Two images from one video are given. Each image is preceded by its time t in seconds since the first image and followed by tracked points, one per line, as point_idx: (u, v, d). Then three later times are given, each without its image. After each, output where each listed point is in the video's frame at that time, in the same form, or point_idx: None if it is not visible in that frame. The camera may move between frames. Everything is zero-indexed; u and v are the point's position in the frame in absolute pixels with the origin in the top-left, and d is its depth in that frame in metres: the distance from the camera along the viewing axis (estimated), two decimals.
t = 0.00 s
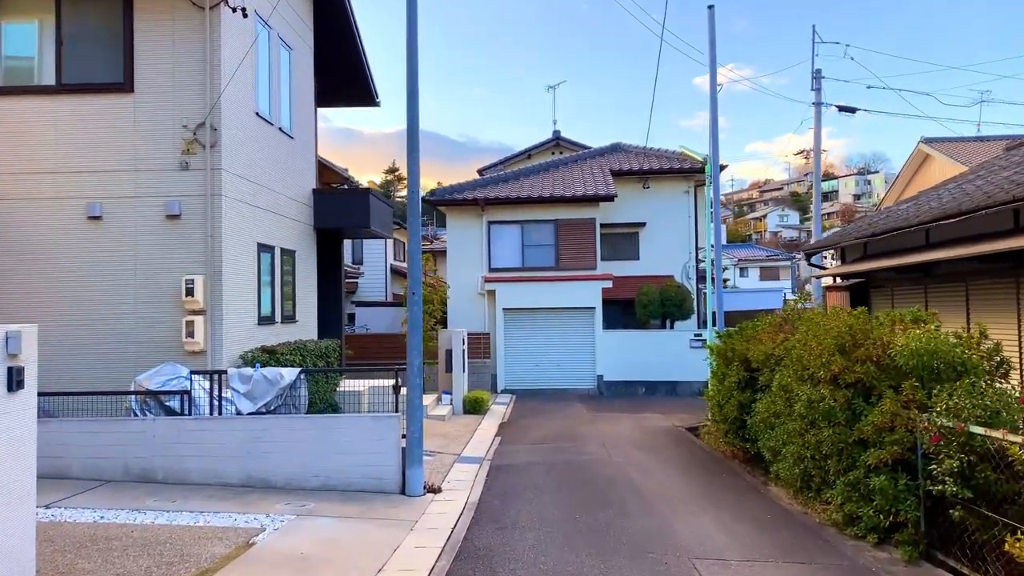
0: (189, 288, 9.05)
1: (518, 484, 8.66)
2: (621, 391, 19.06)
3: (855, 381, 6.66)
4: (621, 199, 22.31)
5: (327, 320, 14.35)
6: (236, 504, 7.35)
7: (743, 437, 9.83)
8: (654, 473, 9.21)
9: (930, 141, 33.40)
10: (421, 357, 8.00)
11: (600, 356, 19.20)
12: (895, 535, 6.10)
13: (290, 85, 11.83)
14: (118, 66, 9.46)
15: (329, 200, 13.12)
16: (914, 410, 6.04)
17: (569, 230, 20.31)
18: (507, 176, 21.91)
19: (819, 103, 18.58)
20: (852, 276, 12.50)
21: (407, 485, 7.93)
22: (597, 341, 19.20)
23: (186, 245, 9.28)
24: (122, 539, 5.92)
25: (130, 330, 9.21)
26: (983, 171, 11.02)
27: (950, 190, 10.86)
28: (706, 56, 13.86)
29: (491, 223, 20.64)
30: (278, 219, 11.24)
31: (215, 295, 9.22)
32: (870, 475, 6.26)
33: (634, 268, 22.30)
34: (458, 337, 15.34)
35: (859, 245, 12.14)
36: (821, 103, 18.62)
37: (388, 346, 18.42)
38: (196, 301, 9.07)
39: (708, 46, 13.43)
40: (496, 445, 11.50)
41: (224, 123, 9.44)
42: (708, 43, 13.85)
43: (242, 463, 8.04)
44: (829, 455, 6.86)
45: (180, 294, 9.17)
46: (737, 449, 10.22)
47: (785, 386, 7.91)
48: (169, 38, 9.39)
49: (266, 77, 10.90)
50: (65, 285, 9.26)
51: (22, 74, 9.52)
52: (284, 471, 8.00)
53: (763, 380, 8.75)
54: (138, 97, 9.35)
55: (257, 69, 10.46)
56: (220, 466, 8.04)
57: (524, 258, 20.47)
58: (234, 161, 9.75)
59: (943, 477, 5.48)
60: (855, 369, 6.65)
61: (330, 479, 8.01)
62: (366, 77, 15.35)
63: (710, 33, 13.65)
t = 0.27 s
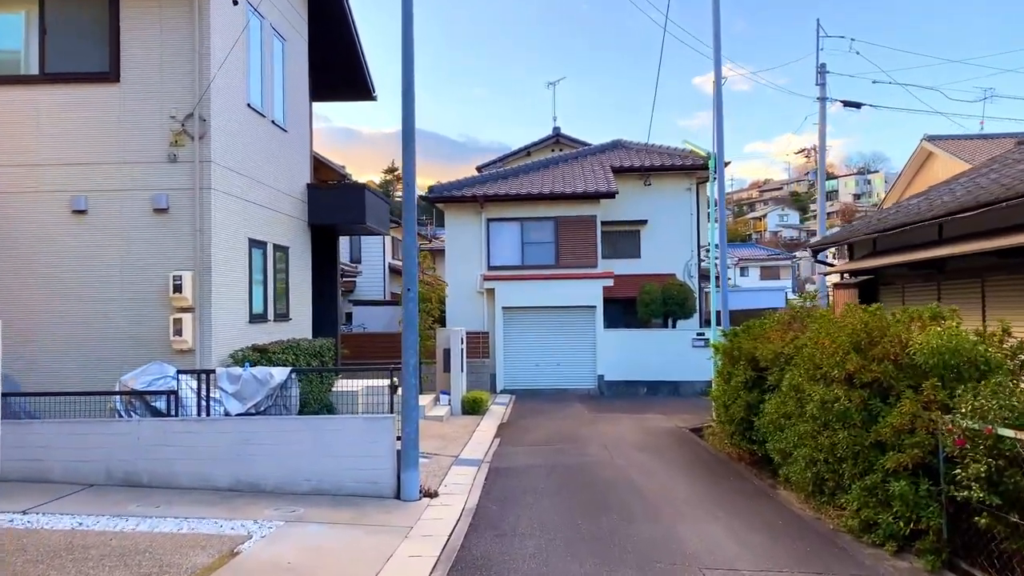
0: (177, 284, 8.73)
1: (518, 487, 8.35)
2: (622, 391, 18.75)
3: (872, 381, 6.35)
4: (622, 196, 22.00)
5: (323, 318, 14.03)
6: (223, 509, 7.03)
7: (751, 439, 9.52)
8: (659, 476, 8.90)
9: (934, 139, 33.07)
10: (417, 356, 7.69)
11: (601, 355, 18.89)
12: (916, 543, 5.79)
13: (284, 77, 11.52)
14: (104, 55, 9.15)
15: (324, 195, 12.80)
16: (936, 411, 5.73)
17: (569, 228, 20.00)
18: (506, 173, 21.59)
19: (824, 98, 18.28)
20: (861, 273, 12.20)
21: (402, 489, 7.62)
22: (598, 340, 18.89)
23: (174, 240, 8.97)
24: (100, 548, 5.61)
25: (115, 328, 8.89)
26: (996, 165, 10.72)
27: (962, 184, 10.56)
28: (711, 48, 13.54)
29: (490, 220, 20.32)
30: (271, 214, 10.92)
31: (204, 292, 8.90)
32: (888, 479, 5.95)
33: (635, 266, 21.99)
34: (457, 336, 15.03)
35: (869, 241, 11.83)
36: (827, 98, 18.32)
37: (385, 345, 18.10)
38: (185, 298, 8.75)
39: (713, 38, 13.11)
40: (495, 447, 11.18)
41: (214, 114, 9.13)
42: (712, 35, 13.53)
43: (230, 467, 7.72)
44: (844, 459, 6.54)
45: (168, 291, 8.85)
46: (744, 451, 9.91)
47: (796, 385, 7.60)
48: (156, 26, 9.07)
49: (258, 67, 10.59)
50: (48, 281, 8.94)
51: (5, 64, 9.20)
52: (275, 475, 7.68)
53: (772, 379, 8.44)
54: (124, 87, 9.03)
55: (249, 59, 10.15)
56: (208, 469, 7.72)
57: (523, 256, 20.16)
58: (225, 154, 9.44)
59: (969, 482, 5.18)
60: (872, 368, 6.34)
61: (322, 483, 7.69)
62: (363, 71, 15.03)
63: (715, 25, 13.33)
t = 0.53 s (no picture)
0: (163, 285, 8.42)
1: (516, 497, 8.04)
2: (623, 393, 18.43)
3: (888, 387, 6.05)
4: (623, 196, 21.70)
5: (317, 320, 13.71)
6: (208, 521, 6.73)
7: (757, 445, 9.21)
8: (663, 485, 8.60)
9: (936, 139, 32.73)
10: (412, 360, 7.38)
11: (602, 358, 18.58)
12: (936, 559, 5.49)
13: (277, 72, 11.21)
14: (89, 48, 8.84)
15: (318, 193, 12.49)
16: (957, 420, 5.43)
17: (569, 228, 19.70)
18: (505, 172, 21.28)
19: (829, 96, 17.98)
20: (869, 274, 11.90)
21: (395, 499, 7.31)
22: (598, 342, 18.59)
23: (160, 239, 8.66)
24: (73, 566, 5.30)
25: (99, 331, 8.59)
26: (1009, 163, 10.42)
27: (974, 183, 10.26)
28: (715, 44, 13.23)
29: (488, 220, 20.01)
30: (262, 213, 10.61)
31: (191, 294, 8.59)
32: (906, 492, 5.65)
33: (636, 267, 21.69)
34: (455, 338, 14.72)
35: (877, 241, 11.54)
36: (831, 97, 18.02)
37: (382, 347, 17.79)
38: (171, 300, 8.44)
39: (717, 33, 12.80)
40: (494, 453, 10.87)
41: (202, 110, 8.82)
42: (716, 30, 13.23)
43: (216, 475, 7.41)
44: (858, 469, 6.23)
45: (154, 292, 8.54)
46: (750, 458, 9.60)
47: (807, 392, 7.28)
48: (142, 18, 8.76)
49: (249, 62, 10.28)
50: (31, 282, 8.64)
51: None
52: (263, 484, 7.37)
53: (781, 385, 8.12)
54: (109, 81, 8.73)
55: (239, 53, 9.84)
56: (193, 478, 7.42)
57: (523, 256, 19.86)
58: (214, 150, 9.13)
59: (995, 497, 4.88)
60: (888, 374, 6.03)
61: (312, 493, 7.37)
62: (359, 68, 14.71)
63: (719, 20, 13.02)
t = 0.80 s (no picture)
0: (147, 282, 8.11)
1: (512, 502, 7.73)
2: (623, 394, 18.13)
3: (904, 388, 5.74)
4: (623, 193, 21.41)
5: (310, 319, 13.40)
6: (189, 529, 6.42)
7: (762, 448, 8.92)
8: (665, 489, 8.30)
9: (938, 137, 32.40)
10: (404, 360, 7.07)
11: (601, 358, 18.28)
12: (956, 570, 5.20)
13: (267, 64, 10.89)
14: (70, 37, 8.53)
15: (311, 189, 12.18)
16: (979, 423, 5.13)
17: (568, 226, 19.39)
18: (503, 169, 20.96)
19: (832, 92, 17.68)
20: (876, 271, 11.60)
21: (387, 505, 7.01)
22: (598, 341, 18.29)
23: (143, 235, 8.35)
24: None
25: (80, 330, 8.27)
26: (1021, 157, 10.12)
27: (986, 177, 9.95)
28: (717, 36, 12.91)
29: (486, 218, 19.70)
30: (252, 209, 10.30)
31: (176, 291, 8.28)
32: (924, 498, 5.35)
33: (636, 266, 21.39)
34: (451, 337, 14.42)
35: (884, 237, 11.24)
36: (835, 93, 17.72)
37: (378, 347, 17.48)
38: (155, 298, 8.12)
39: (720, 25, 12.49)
40: (490, 455, 10.56)
41: (187, 101, 8.50)
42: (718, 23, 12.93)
43: (200, 481, 7.10)
44: (872, 473, 5.93)
45: (137, 289, 8.23)
46: (756, 460, 9.29)
47: (816, 392, 6.97)
48: (125, 6, 8.44)
49: (237, 52, 9.96)
50: (9, 280, 8.32)
51: None
52: (248, 490, 7.06)
53: (788, 385, 7.81)
54: (91, 71, 8.41)
55: (226, 42, 9.52)
56: (176, 483, 7.10)
57: (521, 255, 19.56)
58: (200, 143, 8.82)
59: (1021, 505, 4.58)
60: (904, 373, 5.71)
61: (299, 499, 7.06)
62: (353, 62, 14.40)
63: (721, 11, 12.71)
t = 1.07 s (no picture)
0: (128, 283, 7.80)
1: (508, 513, 7.43)
2: (623, 397, 17.82)
3: (922, 396, 5.43)
4: (623, 193, 21.10)
5: (303, 321, 13.09)
6: (168, 543, 6.11)
7: (768, 455, 8.61)
8: (667, 499, 8.00)
9: (942, 136, 32.02)
10: (394, 364, 6.76)
11: (601, 360, 17.97)
12: None
13: (257, 59, 10.58)
14: (49, 30, 8.22)
15: (303, 188, 11.87)
16: (1003, 435, 4.82)
17: (567, 226, 19.08)
18: (502, 168, 20.65)
19: (836, 89, 17.37)
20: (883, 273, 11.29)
21: (376, 516, 6.70)
22: (598, 343, 17.98)
23: (125, 234, 8.04)
24: None
25: (61, 334, 7.97)
26: None
27: (998, 175, 9.64)
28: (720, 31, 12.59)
29: (484, 218, 19.39)
30: (241, 208, 9.99)
31: (159, 293, 7.97)
32: (944, 513, 5.05)
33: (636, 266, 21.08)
34: (448, 340, 14.11)
35: (891, 237, 10.93)
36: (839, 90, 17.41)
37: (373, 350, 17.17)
38: (137, 300, 7.81)
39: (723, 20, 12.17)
40: (487, 462, 10.25)
41: (171, 95, 8.19)
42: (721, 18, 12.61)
43: (182, 491, 6.79)
44: (886, 486, 5.62)
45: (118, 291, 7.92)
46: (761, 468, 8.97)
47: (826, 398, 6.65)
48: None
49: (225, 45, 9.64)
50: None
51: None
52: (232, 501, 6.75)
53: (796, 391, 7.49)
54: (71, 65, 8.11)
55: (213, 35, 9.21)
56: (156, 494, 6.79)
57: (519, 256, 19.26)
58: (185, 139, 8.51)
59: None
60: (921, 381, 5.41)
61: (285, 510, 6.75)
62: (347, 58, 14.08)
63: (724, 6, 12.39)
